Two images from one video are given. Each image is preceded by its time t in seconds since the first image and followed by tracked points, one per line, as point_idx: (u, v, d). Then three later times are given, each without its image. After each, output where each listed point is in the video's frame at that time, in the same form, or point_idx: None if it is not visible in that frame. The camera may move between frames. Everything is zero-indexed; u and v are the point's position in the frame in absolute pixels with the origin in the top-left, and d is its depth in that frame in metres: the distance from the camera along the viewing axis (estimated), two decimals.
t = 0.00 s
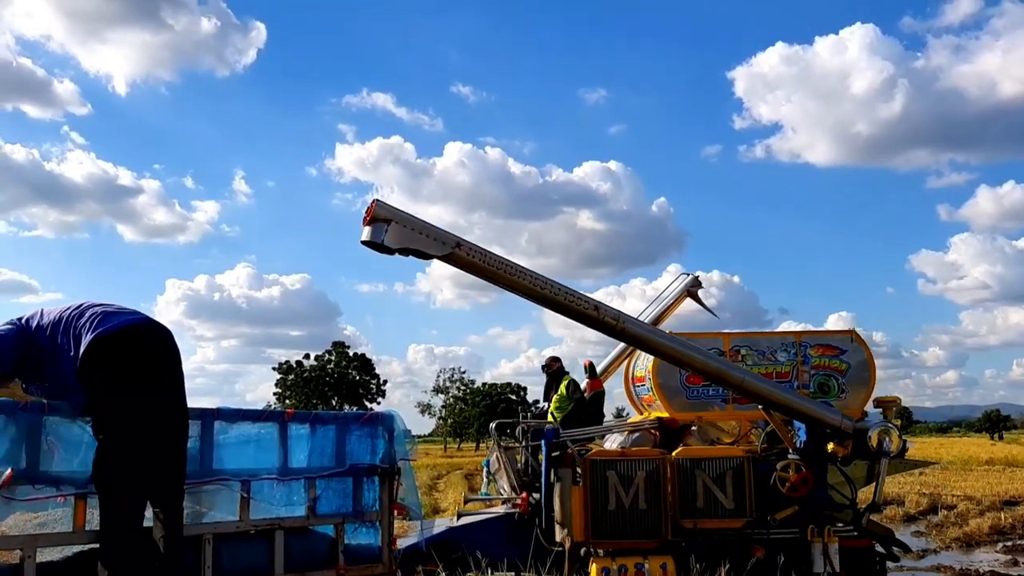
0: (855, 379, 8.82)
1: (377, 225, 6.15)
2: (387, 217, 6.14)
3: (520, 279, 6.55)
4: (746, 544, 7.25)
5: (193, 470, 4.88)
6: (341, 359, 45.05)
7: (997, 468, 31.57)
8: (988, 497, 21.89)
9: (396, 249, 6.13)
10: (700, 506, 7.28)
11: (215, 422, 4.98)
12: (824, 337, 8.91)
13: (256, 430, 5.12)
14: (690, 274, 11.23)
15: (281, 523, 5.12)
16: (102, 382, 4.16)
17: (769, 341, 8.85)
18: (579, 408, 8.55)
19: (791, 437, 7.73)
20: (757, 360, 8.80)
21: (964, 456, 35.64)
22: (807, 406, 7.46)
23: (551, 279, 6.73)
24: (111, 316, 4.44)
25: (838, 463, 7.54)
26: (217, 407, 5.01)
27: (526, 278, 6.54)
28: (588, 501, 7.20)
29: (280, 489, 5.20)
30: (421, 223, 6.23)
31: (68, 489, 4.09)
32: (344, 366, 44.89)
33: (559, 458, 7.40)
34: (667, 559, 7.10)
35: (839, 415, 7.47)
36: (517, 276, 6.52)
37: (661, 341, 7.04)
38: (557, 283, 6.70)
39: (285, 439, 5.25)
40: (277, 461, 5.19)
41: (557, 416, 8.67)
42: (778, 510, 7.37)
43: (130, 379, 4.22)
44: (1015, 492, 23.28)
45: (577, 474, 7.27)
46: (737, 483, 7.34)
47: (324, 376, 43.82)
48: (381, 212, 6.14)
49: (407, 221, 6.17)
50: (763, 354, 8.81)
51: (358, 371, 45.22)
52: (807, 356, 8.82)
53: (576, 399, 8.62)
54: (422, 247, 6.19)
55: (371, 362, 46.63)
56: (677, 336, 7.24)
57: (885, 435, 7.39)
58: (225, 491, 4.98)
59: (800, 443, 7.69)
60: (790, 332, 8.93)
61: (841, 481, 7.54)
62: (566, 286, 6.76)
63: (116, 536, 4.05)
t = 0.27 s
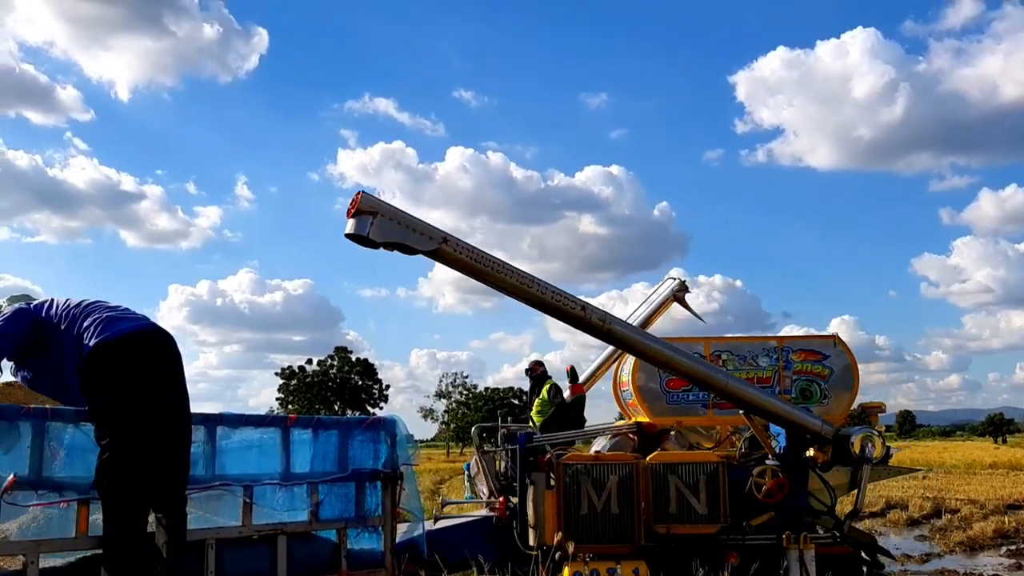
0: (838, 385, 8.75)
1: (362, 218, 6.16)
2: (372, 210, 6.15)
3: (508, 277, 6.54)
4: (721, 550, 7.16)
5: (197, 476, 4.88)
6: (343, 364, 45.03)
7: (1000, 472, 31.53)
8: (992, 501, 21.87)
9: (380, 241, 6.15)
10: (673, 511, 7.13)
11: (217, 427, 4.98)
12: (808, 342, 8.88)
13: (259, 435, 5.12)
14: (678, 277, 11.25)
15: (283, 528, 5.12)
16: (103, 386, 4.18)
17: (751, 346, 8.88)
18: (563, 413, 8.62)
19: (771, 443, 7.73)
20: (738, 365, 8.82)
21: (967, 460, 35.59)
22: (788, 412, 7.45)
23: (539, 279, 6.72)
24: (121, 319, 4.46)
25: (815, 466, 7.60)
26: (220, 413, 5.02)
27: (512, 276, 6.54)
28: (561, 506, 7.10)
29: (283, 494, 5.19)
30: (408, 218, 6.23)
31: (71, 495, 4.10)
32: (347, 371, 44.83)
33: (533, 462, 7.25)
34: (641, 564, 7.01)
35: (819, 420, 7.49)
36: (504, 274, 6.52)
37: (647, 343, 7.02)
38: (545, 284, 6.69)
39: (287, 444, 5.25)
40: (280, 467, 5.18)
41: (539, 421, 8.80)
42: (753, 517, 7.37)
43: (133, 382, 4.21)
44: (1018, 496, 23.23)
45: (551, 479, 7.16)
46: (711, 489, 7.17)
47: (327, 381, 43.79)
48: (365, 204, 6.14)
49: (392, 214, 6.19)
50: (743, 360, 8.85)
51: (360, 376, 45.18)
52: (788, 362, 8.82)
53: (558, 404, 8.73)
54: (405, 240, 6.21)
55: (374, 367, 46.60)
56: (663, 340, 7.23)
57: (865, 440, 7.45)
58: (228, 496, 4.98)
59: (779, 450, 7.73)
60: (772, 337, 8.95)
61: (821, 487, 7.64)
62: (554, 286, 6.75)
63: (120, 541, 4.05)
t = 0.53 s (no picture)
0: (820, 389, 8.75)
1: (350, 211, 6.05)
2: (361, 203, 6.04)
3: (501, 276, 6.55)
4: (693, 553, 7.29)
5: (201, 479, 4.88)
6: (346, 368, 45.03)
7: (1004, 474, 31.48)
8: (996, 504, 21.84)
9: (369, 236, 6.04)
10: (646, 513, 7.31)
11: (221, 430, 4.98)
12: (790, 346, 8.90)
13: (262, 438, 5.12)
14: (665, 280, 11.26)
15: (287, 531, 5.12)
16: (111, 385, 4.19)
17: (733, 349, 8.94)
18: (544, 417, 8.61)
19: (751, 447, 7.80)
20: (719, 368, 8.89)
21: (970, 462, 35.54)
22: (771, 416, 7.52)
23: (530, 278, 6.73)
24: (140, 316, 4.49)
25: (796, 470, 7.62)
26: (223, 415, 5.02)
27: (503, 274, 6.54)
28: (535, 508, 7.29)
29: (286, 497, 5.20)
30: (399, 212, 6.16)
31: (75, 498, 4.11)
32: (350, 375, 44.80)
33: (511, 463, 7.43)
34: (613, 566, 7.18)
35: (798, 424, 7.59)
36: (497, 274, 6.53)
37: (635, 345, 7.06)
38: (537, 283, 6.70)
39: (291, 448, 5.25)
40: (284, 470, 5.19)
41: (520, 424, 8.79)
42: (730, 521, 7.40)
43: (138, 384, 4.22)
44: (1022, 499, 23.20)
45: (526, 480, 7.32)
46: (684, 492, 7.33)
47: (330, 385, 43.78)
48: (353, 197, 6.02)
49: (382, 207, 6.09)
50: (725, 363, 8.92)
51: (363, 380, 45.17)
52: (771, 365, 8.85)
53: (539, 407, 8.74)
54: (396, 235, 6.13)
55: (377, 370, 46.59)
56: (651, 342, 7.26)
57: (846, 445, 7.56)
58: (231, 500, 4.98)
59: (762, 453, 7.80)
60: (755, 341, 8.99)
61: (799, 493, 7.53)
62: (544, 286, 6.77)
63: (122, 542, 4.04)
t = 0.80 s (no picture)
0: (802, 392, 8.72)
1: (335, 201, 5.99)
2: (348, 192, 5.98)
3: (487, 273, 6.52)
4: (668, 554, 7.24)
5: (205, 479, 4.87)
6: (350, 368, 45.01)
7: (1008, 474, 31.43)
8: (1001, 504, 21.81)
9: (354, 226, 5.96)
10: (617, 515, 7.30)
11: (225, 430, 4.98)
12: (772, 348, 8.93)
13: (267, 439, 5.13)
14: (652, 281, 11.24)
15: (290, 531, 5.12)
16: (125, 387, 3.99)
17: (714, 351, 9.01)
18: (526, 417, 8.66)
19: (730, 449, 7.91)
20: (703, 371, 8.95)
21: (974, 462, 35.49)
22: (751, 418, 7.55)
23: (517, 276, 6.72)
24: (157, 312, 4.27)
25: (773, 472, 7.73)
26: (227, 416, 5.01)
27: (488, 271, 6.51)
28: (508, 507, 7.36)
29: (290, 498, 5.20)
30: (384, 205, 6.11)
31: (79, 498, 4.11)
32: (353, 376, 44.79)
33: (487, 465, 7.55)
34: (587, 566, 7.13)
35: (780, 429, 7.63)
36: (483, 269, 6.49)
37: (619, 344, 7.04)
38: (523, 280, 6.69)
39: (295, 448, 5.25)
40: (287, 470, 5.19)
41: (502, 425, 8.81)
42: (705, 522, 7.38)
43: (151, 386, 4.05)
44: None
45: (500, 481, 7.43)
46: (656, 493, 7.31)
47: (333, 385, 43.76)
48: (340, 186, 5.97)
49: (366, 197, 6.03)
50: (708, 364, 8.98)
51: (366, 380, 45.17)
52: (752, 367, 8.86)
53: (522, 407, 8.76)
54: (381, 227, 6.07)
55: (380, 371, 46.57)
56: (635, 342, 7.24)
57: (832, 446, 7.83)
58: (236, 500, 4.97)
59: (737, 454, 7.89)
60: (738, 343, 9.04)
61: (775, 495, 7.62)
62: (530, 283, 6.77)
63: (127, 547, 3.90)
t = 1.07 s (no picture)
0: (783, 395, 8.70)
1: (315, 196, 5.76)
2: (326, 186, 5.77)
3: (468, 269, 6.47)
4: (641, 555, 7.37)
5: (208, 480, 4.87)
6: (353, 369, 45.04)
7: (1012, 475, 31.48)
8: (1004, 505, 21.78)
9: (332, 222, 5.80)
10: (590, 516, 7.25)
11: (228, 431, 4.98)
12: (754, 350, 8.91)
13: (270, 440, 5.14)
14: (638, 284, 11.19)
15: (294, 532, 5.13)
16: (132, 388, 3.93)
17: (695, 352, 9.06)
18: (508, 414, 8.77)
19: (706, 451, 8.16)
20: (683, 371, 9.05)
21: (978, 463, 35.42)
22: (728, 420, 7.79)
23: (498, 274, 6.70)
24: (164, 311, 4.16)
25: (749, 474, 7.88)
26: (230, 417, 5.02)
27: (469, 269, 6.47)
28: (480, 507, 7.35)
29: (294, 498, 5.21)
30: (368, 202, 5.97)
31: (83, 499, 4.11)
32: (356, 377, 44.82)
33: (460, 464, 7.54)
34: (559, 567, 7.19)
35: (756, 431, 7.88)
36: (465, 266, 6.44)
37: (599, 344, 7.09)
38: (504, 279, 6.68)
39: (297, 449, 5.26)
40: (290, 471, 5.21)
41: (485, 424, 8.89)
42: (677, 523, 7.56)
43: (158, 389, 4.00)
44: None
45: (473, 481, 7.43)
46: (628, 495, 7.29)
47: (336, 386, 43.79)
48: (319, 181, 5.75)
49: (349, 192, 5.85)
50: (689, 365, 9.07)
51: (369, 381, 45.20)
52: (733, 369, 8.88)
53: (504, 406, 8.84)
54: (363, 224, 5.92)
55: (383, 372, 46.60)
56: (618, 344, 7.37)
57: (814, 451, 7.92)
58: (239, 500, 4.97)
59: (712, 456, 8.12)
60: (719, 344, 9.06)
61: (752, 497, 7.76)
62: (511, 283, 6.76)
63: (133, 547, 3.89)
